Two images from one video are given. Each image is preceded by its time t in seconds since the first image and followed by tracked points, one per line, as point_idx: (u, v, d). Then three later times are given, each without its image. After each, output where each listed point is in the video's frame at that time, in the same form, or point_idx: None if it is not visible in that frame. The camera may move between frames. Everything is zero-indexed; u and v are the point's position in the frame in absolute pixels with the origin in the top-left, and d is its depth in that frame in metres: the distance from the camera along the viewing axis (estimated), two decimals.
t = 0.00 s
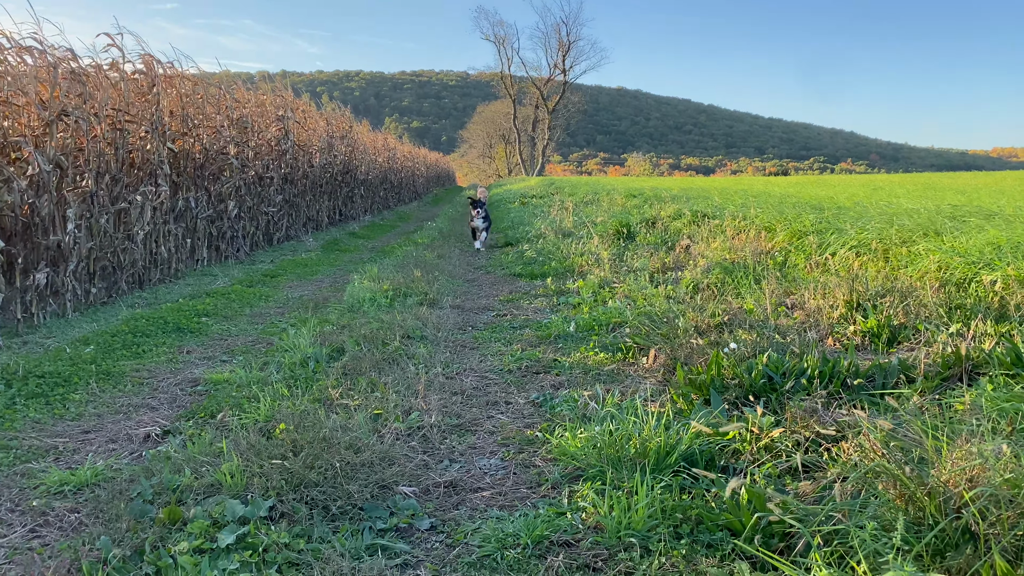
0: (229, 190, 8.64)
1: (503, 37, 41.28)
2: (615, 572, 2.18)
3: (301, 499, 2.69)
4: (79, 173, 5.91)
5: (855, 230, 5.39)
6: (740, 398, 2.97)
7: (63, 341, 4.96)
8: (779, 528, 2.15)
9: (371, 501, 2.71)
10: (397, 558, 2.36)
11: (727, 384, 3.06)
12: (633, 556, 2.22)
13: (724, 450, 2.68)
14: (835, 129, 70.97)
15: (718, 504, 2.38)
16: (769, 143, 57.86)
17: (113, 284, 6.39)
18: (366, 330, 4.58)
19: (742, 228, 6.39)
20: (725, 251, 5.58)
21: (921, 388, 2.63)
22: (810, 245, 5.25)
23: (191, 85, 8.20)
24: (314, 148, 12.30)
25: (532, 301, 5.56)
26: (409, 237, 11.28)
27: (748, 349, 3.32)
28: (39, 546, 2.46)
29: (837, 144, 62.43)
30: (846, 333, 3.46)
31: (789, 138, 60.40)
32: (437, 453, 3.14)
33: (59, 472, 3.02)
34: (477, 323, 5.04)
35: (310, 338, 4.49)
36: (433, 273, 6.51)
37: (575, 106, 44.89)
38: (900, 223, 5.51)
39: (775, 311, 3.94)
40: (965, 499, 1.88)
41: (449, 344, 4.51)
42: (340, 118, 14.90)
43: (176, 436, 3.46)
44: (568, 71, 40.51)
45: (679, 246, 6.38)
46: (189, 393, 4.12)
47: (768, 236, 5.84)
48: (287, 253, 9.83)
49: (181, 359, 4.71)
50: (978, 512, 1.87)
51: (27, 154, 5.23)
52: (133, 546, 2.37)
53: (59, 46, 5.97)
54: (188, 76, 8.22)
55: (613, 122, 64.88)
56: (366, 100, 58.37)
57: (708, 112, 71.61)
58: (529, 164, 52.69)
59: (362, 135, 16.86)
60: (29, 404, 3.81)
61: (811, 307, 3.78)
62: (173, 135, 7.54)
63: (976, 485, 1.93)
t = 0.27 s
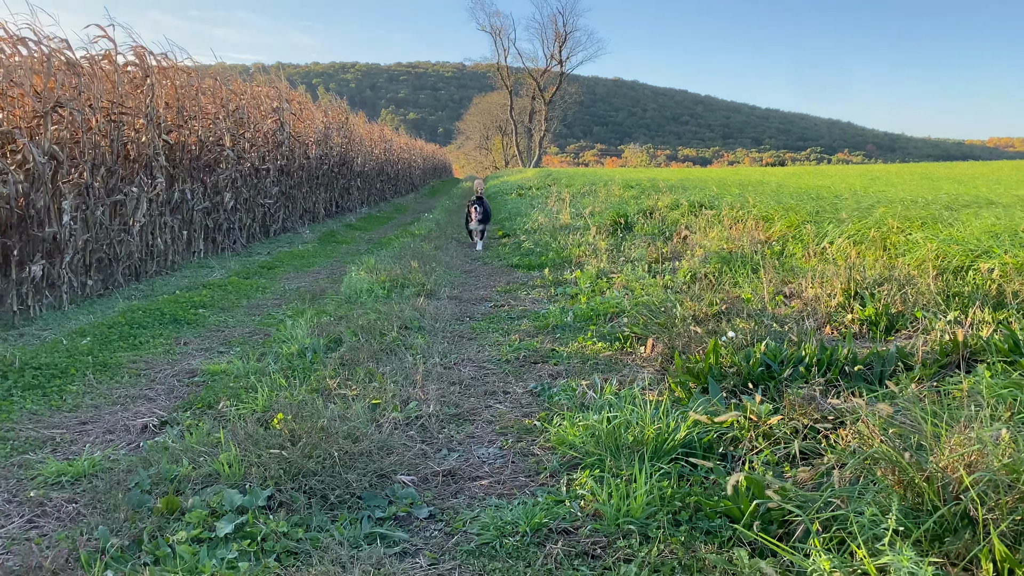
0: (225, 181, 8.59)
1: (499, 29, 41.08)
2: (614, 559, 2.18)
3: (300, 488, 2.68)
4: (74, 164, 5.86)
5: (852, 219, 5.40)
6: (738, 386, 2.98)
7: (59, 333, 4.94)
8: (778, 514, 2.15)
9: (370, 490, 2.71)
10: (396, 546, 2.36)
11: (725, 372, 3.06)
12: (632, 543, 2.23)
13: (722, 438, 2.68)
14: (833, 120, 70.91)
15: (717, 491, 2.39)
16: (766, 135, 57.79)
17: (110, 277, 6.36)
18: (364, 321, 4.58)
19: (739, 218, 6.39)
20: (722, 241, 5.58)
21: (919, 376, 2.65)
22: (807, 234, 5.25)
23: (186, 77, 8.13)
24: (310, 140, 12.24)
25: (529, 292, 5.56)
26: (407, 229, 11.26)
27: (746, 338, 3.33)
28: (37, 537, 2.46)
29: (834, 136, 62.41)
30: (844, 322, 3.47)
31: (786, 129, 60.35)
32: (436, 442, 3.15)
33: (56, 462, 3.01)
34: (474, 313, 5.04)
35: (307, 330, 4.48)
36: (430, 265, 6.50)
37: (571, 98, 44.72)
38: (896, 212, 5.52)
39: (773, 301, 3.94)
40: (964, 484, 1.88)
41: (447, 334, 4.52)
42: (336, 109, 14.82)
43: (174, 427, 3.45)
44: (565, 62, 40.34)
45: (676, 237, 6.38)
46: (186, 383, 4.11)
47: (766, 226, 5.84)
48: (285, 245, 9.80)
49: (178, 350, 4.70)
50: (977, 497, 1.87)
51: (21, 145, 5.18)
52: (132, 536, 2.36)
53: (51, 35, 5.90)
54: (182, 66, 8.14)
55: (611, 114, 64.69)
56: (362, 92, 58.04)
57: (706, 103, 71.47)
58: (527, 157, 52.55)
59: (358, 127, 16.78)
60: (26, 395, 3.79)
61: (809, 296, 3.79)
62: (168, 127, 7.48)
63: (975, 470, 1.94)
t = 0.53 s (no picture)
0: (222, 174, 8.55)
1: (496, 21, 40.89)
2: (613, 548, 2.18)
3: (299, 480, 2.68)
4: (70, 158, 5.82)
5: (850, 210, 5.39)
6: (736, 377, 2.98)
7: (56, 327, 4.92)
8: (776, 504, 2.15)
9: (368, 481, 2.71)
10: (395, 537, 2.36)
11: (723, 363, 3.07)
12: (631, 533, 2.23)
13: (720, 428, 2.69)
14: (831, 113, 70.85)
15: (715, 480, 2.39)
16: (765, 127, 57.70)
17: (107, 270, 6.33)
18: (362, 313, 4.57)
19: (737, 209, 6.39)
20: (720, 232, 5.57)
21: (917, 365, 2.65)
22: (805, 225, 5.25)
23: (182, 70, 8.07)
24: (306, 133, 12.19)
25: (527, 284, 5.55)
26: (404, 221, 11.24)
27: (744, 329, 3.33)
28: (36, 530, 2.45)
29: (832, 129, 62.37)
30: (841, 313, 3.48)
31: (784, 122, 60.24)
32: (435, 434, 3.15)
33: (54, 456, 3.01)
34: (472, 305, 5.04)
35: (305, 322, 4.47)
36: (428, 257, 6.49)
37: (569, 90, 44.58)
38: (894, 202, 5.52)
39: (772, 292, 3.94)
40: (962, 472, 1.89)
41: (445, 326, 4.51)
42: (333, 102, 14.75)
43: (172, 419, 3.45)
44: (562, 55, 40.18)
45: (674, 228, 6.37)
46: (184, 376, 4.11)
47: (763, 217, 5.84)
48: (282, 238, 9.77)
49: (176, 344, 4.68)
50: (975, 485, 1.87)
51: (17, 138, 5.15)
52: (130, 529, 2.36)
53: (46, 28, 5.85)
54: (178, 59, 8.08)
55: (608, 107, 64.52)
56: (359, 85, 57.76)
57: (704, 95, 71.26)
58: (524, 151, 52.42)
59: (355, 121, 16.71)
60: (23, 389, 3.78)
61: (807, 287, 3.79)
62: (164, 120, 7.43)
63: (973, 459, 1.93)
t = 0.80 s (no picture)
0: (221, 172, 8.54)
1: (495, 18, 40.81)
2: (612, 546, 2.18)
3: (299, 478, 2.68)
4: (69, 156, 5.81)
5: (849, 207, 5.39)
6: (735, 374, 2.98)
7: (56, 325, 4.92)
8: (776, 501, 2.15)
9: (368, 479, 2.71)
10: (394, 535, 2.36)
11: (722, 360, 3.07)
12: (630, 530, 2.23)
13: (719, 425, 2.69)
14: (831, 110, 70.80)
15: (715, 477, 2.39)
16: (764, 124, 57.65)
17: (106, 268, 6.32)
18: (361, 311, 4.57)
19: (736, 206, 6.39)
20: (719, 229, 5.57)
21: (916, 362, 2.65)
22: (804, 222, 5.25)
23: (181, 67, 8.03)
24: (305, 130, 12.16)
25: (527, 282, 5.55)
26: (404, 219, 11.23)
27: (743, 326, 3.33)
28: (35, 528, 2.45)
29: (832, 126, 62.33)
30: (840, 309, 3.48)
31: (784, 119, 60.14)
32: (434, 431, 3.15)
33: (54, 454, 3.00)
34: (472, 303, 5.03)
35: (305, 320, 4.47)
36: (427, 255, 6.48)
37: (567, 87, 44.47)
38: (893, 199, 5.52)
39: (771, 289, 3.94)
40: (960, 470, 1.89)
41: (444, 324, 4.51)
42: (332, 100, 14.73)
43: (171, 418, 3.44)
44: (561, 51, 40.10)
45: (673, 225, 6.37)
46: (183, 374, 4.10)
47: (763, 214, 5.83)
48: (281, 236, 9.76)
49: (175, 342, 4.68)
50: (974, 482, 1.87)
51: (15, 136, 5.14)
52: (130, 527, 2.36)
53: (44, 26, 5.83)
54: (176, 57, 8.05)
55: (607, 103, 64.45)
56: (358, 82, 57.67)
57: (703, 92, 71.17)
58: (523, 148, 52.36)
59: (354, 118, 16.69)
60: (23, 387, 3.77)
61: (807, 284, 3.79)
62: (163, 117, 7.41)
63: (972, 456, 1.93)
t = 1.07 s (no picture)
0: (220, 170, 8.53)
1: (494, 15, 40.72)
2: (612, 543, 2.19)
3: (298, 476, 2.68)
4: (68, 154, 5.80)
5: (848, 204, 5.38)
6: (734, 371, 2.98)
7: (55, 323, 4.91)
8: (775, 498, 2.15)
9: (367, 477, 2.71)
10: (394, 532, 2.36)
11: (721, 357, 3.07)
12: (629, 527, 2.23)
13: (719, 422, 2.69)
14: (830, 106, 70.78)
15: (714, 475, 2.39)
16: (763, 121, 57.60)
17: (105, 267, 6.32)
18: (360, 309, 4.56)
19: (735, 203, 6.38)
20: (718, 226, 5.56)
21: (915, 359, 2.66)
22: (804, 219, 5.25)
23: (180, 65, 8.01)
24: (304, 128, 12.13)
25: (526, 279, 5.55)
26: (403, 216, 11.21)
27: (742, 323, 3.33)
28: (35, 527, 2.45)
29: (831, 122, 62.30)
30: (839, 306, 3.48)
31: (783, 116, 60.07)
32: (434, 429, 3.15)
33: (53, 452, 3.00)
34: (471, 300, 5.03)
35: (304, 318, 4.47)
36: (426, 252, 6.47)
37: (566, 84, 44.40)
38: (892, 196, 5.52)
39: (770, 286, 3.94)
40: (959, 467, 1.89)
41: (443, 322, 4.51)
42: (331, 97, 14.69)
43: (171, 416, 3.44)
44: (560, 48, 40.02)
45: (672, 222, 6.36)
46: (182, 373, 4.10)
47: (762, 211, 5.83)
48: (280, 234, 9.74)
49: (175, 340, 4.67)
50: (973, 479, 1.87)
51: (14, 135, 5.12)
52: (129, 525, 2.35)
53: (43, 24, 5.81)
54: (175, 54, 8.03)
55: (606, 100, 64.38)
56: (356, 80, 57.56)
57: (703, 89, 71.09)
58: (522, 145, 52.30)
59: (353, 115, 16.66)
60: (22, 385, 3.77)
61: (806, 281, 3.79)
62: (162, 115, 7.40)
63: (971, 453, 1.93)
